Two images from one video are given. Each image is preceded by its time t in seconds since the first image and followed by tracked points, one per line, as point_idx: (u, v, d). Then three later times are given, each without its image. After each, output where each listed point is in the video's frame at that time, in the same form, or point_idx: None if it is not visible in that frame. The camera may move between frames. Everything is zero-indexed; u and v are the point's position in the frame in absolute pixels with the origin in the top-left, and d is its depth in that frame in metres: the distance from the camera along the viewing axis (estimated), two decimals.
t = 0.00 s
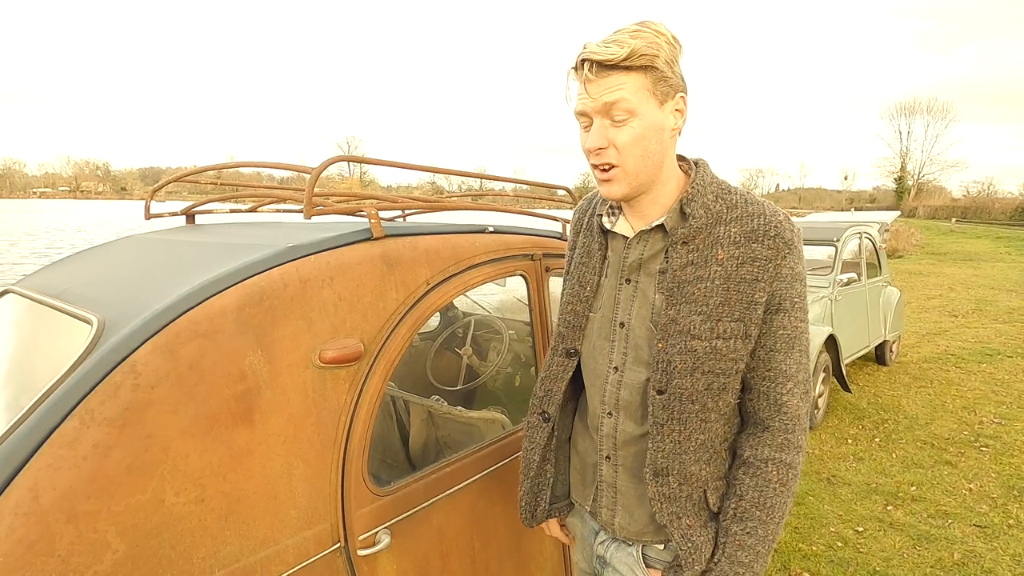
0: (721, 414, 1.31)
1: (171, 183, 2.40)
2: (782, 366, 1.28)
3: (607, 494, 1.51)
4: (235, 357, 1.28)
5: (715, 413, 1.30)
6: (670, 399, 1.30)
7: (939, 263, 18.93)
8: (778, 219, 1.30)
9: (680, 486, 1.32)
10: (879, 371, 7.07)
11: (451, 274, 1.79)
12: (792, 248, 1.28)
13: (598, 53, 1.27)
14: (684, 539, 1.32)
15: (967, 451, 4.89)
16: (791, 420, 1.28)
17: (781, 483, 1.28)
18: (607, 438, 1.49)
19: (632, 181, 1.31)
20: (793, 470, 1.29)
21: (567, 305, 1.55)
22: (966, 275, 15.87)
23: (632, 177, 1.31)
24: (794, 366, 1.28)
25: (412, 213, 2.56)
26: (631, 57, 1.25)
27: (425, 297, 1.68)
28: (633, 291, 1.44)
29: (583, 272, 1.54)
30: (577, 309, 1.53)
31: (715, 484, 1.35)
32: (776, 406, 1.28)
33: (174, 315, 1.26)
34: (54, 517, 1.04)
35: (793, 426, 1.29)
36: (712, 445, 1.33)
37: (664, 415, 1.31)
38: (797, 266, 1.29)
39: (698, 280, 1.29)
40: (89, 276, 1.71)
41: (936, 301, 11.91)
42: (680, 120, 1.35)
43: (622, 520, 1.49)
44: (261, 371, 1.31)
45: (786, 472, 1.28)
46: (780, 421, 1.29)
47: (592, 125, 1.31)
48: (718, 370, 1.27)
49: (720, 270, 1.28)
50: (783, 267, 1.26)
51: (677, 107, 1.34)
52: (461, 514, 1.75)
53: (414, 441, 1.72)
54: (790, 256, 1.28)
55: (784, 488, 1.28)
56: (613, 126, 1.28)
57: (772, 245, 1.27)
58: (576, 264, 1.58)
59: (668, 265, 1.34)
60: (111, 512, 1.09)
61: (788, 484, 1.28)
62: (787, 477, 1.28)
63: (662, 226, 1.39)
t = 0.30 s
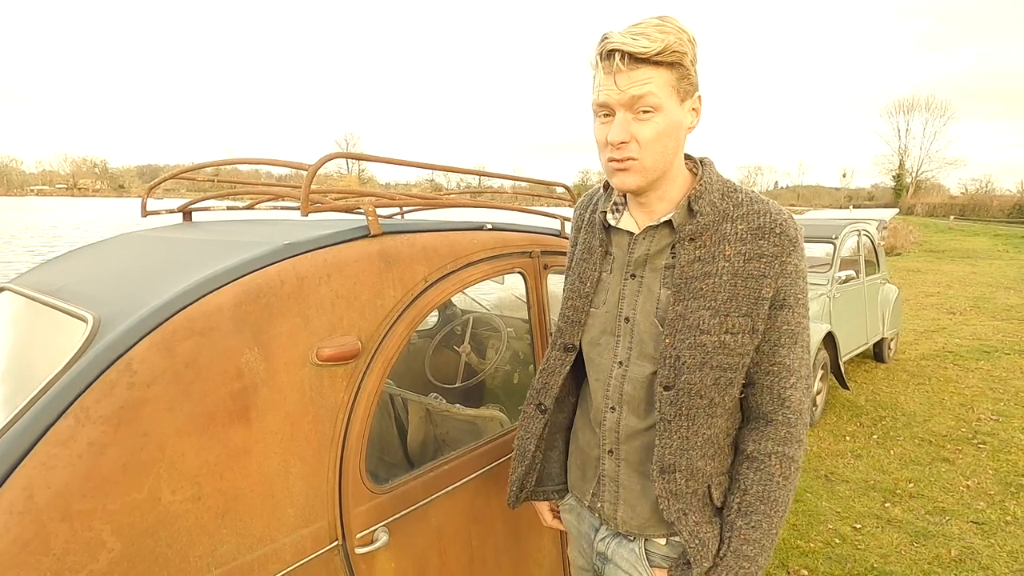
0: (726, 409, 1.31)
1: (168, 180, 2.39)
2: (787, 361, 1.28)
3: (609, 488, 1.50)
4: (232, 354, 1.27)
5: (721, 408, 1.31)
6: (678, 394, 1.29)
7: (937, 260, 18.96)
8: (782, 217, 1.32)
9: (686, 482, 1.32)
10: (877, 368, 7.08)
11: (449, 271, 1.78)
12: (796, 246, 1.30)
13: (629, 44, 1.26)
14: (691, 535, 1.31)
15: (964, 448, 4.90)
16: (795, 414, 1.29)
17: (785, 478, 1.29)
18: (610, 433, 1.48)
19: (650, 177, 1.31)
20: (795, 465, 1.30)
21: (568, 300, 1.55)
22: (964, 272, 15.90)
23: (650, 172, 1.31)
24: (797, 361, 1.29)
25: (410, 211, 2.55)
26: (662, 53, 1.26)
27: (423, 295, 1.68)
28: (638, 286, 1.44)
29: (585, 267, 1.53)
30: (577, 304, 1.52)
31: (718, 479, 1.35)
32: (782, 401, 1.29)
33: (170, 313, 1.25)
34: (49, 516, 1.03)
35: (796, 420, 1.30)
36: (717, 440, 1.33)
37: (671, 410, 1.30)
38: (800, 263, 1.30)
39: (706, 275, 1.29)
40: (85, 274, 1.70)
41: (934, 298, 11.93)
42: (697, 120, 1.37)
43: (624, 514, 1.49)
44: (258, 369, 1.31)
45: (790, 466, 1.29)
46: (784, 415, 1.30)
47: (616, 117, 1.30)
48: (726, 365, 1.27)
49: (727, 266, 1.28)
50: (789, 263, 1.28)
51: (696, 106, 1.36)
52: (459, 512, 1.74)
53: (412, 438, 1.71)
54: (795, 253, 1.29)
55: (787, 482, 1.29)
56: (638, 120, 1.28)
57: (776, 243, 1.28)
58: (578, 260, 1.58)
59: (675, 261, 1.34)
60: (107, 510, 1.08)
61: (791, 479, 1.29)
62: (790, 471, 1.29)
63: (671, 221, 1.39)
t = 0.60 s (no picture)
0: (734, 398, 1.31)
1: (170, 179, 2.39)
2: (789, 347, 1.28)
3: (625, 489, 1.49)
4: (234, 353, 1.27)
5: (730, 397, 1.30)
6: (687, 383, 1.30)
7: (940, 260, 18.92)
8: (786, 209, 1.33)
9: (689, 465, 1.33)
10: (878, 368, 7.07)
11: (450, 270, 1.78)
12: (799, 236, 1.31)
13: (643, 32, 1.27)
14: (684, 509, 1.34)
15: (966, 448, 4.89)
16: (796, 400, 1.28)
17: (789, 463, 1.27)
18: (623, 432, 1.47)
19: (663, 166, 1.32)
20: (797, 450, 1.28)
21: (568, 298, 1.52)
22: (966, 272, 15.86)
23: (663, 161, 1.31)
24: (800, 347, 1.29)
25: (412, 209, 2.55)
26: (675, 42, 1.28)
27: (425, 293, 1.68)
28: (645, 282, 1.43)
29: (586, 265, 1.50)
30: (578, 302, 1.50)
31: (722, 465, 1.36)
32: (784, 387, 1.28)
33: (171, 311, 1.25)
34: (51, 513, 1.04)
35: (799, 406, 1.28)
36: (723, 428, 1.33)
37: (680, 399, 1.31)
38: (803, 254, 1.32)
39: (715, 266, 1.30)
40: (87, 271, 1.70)
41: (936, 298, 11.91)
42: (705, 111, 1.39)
43: (643, 514, 1.49)
44: (260, 367, 1.31)
45: (791, 451, 1.27)
46: (786, 399, 1.29)
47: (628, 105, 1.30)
48: (734, 354, 1.27)
49: (735, 256, 1.29)
50: (793, 251, 1.29)
51: (704, 98, 1.38)
52: (460, 511, 1.74)
53: (413, 436, 1.71)
54: (799, 243, 1.30)
55: (789, 468, 1.27)
56: (651, 109, 1.29)
57: (782, 233, 1.29)
58: (576, 257, 1.54)
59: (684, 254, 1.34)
60: (109, 508, 1.09)
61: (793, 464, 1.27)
62: (794, 457, 1.28)
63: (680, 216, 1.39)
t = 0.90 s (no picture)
0: (738, 401, 1.34)
1: (170, 180, 2.39)
2: (792, 350, 1.31)
3: (626, 492, 1.50)
4: (233, 353, 1.28)
5: (736, 402, 1.32)
6: (693, 388, 1.31)
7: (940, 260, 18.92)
8: (782, 211, 1.35)
9: (697, 471, 1.34)
10: (878, 368, 7.07)
11: (450, 270, 1.78)
12: (797, 238, 1.34)
13: (639, 32, 1.27)
14: (697, 519, 1.34)
15: (966, 448, 4.89)
16: (798, 401, 1.32)
17: (792, 464, 1.31)
18: (625, 435, 1.48)
19: (662, 168, 1.32)
20: (800, 450, 1.32)
21: (576, 304, 1.49)
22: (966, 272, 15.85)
23: (661, 162, 1.31)
24: (801, 349, 1.32)
25: (412, 209, 2.55)
26: (671, 41, 1.28)
27: (425, 293, 1.68)
28: (645, 284, 1.43)
29: (589, 267, 1.49)
30: (587, 308, 1.48)
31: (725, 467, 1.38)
32: (787, 390, 1.32)
33: (172, 312, 1.25)
34: (51, 514, 1.04)
35: (800, 407, 1.32)
36: (727, 431, 1.35)
37: (685, 404, 1.31)
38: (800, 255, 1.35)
39: (718, 270, 1.30)
40: (87, 273, 1.70)
41: (935, 298, 11.91)
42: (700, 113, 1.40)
43: (643, 517, 1.49)
44: (259, 368, 1.31)
45: (796, 452, 1.31)
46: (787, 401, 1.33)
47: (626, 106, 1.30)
48: (738, 358, 1.29)
49: (737, 260, 1.30)
50: (793, 255, 1.32)
51: (700, 98, 1.38)
52: (461, 512, 1.74)
53: (413, 437, 1.71)
54: (797, 245, 1.33)
55: (793, 469, 1.31)
56: (648, 109, 1.29)
57: (781, 236, 1.32)
58: (578, 261, 1.53)
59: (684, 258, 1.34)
60: (109, 509, 1.09)
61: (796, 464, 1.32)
62: (797, 457, 1.32)
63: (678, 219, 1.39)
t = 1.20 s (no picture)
0: (711, 409, 1.31)
1: (169, 178, 2.38)
2: (771, 364, 1.25)
3: (601, 481, 1.53)
4: (231, 352, 1.27)
5: (705, 409, 1.30)
6: (659, 390, 1.31)
7: (938, 258, 18.94)
8: (773, 218, 1.28)
9: (664, 475, 1.34)
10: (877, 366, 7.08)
11: (449, 269, 1.78)
12: (786, 247, 1.27)
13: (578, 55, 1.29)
14: (657, 520, 1.34)
15: (964, 446, 4.90)
16: (775, 419, 1.25)
17: (763, 483, 1.25)
18: (604, 427, 1.50)
19: (618, 180, 1.32)
20: (773, 469, 1.25)
21: (570, 296, 1.57)
22: (965, 270, 15.87)
23: (617, 175, 1.32)
24: (784, 365, 1.25)
25: (411, 208, 2.54)
26: (607, 59, 1.26)
27: (423, 292, 1.68)
28: (631, 284, 1.45)
29: (585, 263, 1.55)
30: (578, 300, 1.55)
31: (699, 476, 1.35)
32: (762, 405, 1.26)
33: (169, 311, 1.25)
34: (48, 513, 1.03)
35: (779, 425, 1.25)
36: (700, 438, 1.33)
37: (653, 405, 1.32)
38: (791, 264, 1.27)
39: (692, 275, 1.29)
40: (85, 271, 1.70)
41: (934, 296, 11.91)
42: (671, 116, 1.33)
43: (614, 505, 1.51)
44: (257, 366, 1.31)
45: (767, 471, 1.25)
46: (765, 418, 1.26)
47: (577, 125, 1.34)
48: (707, 366, 1.27)
49: (713, 267, 1.27)
50: (776, 265, 1.25)
51: (664, 102, 1.31)
52: (460, 510, 1.74)
53: (412, 436, 1.71)
54: (784, 254, 1.26)
55: (763, 488, 1.25)
56: (593, 127, 1.30)
57: (765, 244, 1.26)
58: (579, 255, 1.60)
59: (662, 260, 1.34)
60: (107, 508, 1.09)
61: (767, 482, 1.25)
62: (768, 476, 1.26)
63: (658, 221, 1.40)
